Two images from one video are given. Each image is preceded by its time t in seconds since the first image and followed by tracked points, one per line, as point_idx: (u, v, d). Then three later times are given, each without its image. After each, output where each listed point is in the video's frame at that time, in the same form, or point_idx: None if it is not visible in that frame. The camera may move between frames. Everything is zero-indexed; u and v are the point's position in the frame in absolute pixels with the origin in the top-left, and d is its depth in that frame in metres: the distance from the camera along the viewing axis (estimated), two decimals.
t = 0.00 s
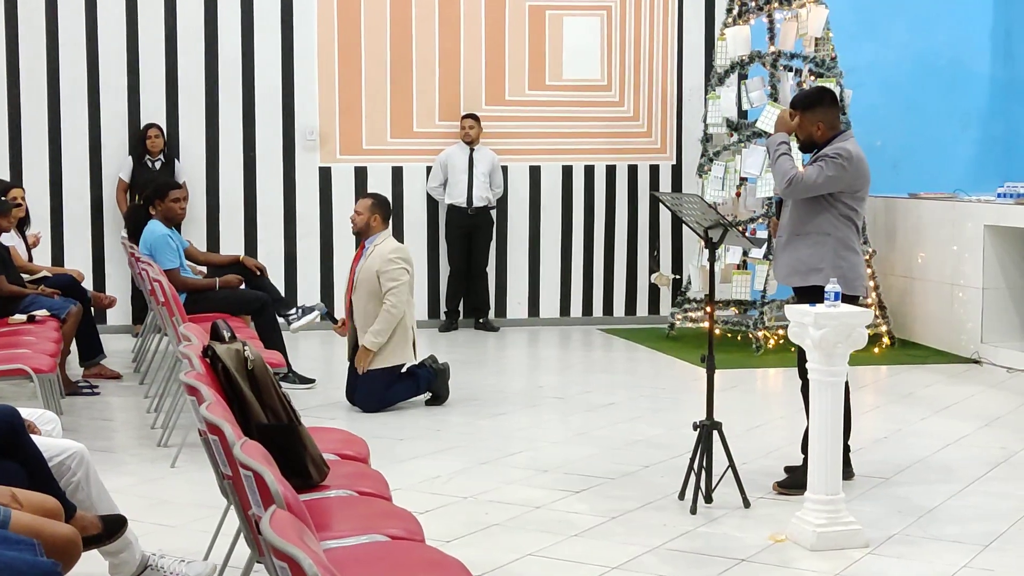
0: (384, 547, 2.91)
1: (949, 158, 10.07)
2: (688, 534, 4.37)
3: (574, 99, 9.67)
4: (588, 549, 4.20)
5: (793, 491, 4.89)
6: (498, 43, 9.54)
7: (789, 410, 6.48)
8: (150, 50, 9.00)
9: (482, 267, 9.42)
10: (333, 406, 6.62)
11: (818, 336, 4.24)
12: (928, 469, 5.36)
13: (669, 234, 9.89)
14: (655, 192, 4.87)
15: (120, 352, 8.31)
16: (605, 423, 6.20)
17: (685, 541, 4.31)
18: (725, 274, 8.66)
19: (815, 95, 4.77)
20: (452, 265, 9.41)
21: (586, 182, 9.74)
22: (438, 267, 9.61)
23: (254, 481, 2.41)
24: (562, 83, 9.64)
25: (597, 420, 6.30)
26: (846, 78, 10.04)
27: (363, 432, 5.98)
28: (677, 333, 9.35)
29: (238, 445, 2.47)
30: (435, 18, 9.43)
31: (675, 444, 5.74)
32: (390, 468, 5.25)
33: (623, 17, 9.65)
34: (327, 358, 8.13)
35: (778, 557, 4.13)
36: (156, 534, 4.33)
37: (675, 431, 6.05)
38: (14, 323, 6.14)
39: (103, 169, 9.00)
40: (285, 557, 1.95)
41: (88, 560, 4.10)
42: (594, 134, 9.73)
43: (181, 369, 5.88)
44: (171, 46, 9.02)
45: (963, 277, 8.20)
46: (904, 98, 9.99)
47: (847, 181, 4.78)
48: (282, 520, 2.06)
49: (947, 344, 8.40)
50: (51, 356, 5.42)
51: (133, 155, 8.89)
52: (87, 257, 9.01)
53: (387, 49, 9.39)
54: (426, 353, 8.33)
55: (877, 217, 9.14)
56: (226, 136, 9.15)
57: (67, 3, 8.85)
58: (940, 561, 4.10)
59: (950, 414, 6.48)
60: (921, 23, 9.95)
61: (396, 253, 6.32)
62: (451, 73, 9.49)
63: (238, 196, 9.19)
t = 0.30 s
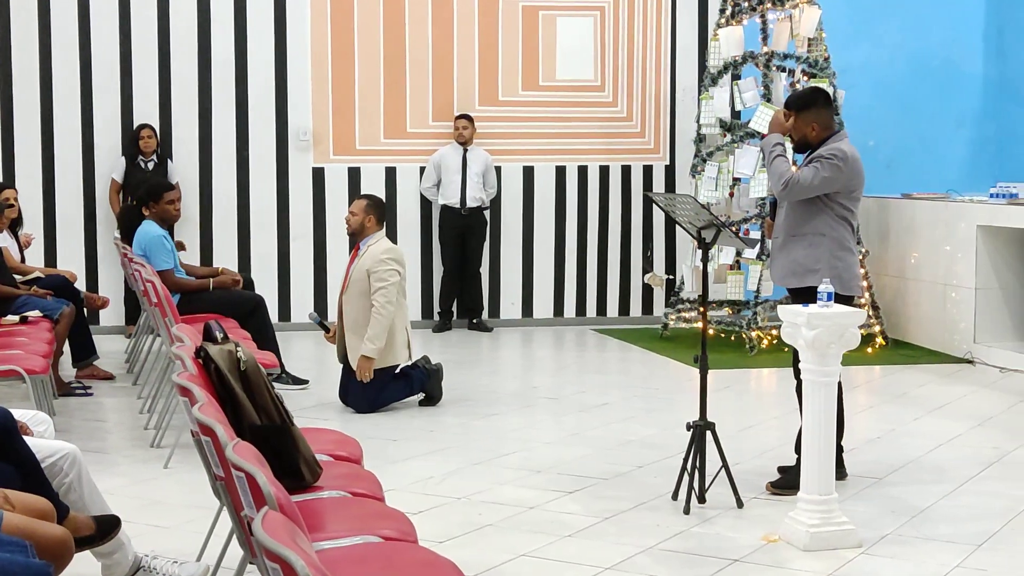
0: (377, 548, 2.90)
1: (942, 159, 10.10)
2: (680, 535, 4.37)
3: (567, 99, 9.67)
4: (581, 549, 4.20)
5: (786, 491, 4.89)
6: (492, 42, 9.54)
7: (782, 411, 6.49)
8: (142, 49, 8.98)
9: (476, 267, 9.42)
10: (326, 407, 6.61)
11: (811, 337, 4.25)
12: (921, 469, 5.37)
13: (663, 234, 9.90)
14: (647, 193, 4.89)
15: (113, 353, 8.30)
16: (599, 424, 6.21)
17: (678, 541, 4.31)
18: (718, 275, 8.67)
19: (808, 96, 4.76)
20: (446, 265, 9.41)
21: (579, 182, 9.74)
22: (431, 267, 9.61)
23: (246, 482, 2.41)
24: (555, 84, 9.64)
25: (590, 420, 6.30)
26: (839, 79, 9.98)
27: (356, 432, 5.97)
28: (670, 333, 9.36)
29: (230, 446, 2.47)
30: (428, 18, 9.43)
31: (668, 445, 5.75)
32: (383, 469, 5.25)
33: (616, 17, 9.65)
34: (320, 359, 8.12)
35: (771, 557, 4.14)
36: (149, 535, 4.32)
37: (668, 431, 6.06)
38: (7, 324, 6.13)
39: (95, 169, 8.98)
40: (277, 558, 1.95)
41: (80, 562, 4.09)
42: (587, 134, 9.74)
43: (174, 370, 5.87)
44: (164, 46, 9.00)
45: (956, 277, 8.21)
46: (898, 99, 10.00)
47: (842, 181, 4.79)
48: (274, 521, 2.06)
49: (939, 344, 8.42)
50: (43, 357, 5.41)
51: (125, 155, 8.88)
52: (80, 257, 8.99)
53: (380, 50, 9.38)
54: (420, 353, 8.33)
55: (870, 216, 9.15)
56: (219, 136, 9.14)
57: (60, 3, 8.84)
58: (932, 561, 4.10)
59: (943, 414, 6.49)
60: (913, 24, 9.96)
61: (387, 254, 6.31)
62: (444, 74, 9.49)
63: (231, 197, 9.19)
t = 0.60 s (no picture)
0: (373, 549, 2.90)
1: (939, 160, 10.10)
2: (677, 536, 4.37)
3: (565, 100, 9.68)
4: (578, 551, 4.20)
5: (782, 493, 4.89)
6: (489, 43, 9.53)
7: (779, 412, 6.49)
8: (139, 50, 8.98)
9: (473, 268, 9.42)
10: (323, 408, 6.60)
11: (808, 337, 4.25)
12: (918, 470, 5.37)
13: (660, 235, 9.90)
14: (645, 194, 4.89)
15: (110, 353, 8.29)
16: (596, 425, 6.20)
17: (675, 542, 4.31)
18: (715, 276, 8.67)
19: (807, 97, 4.76)
20: (443, 266, 9.40)
21: (576, 183, 9.75)
22: (429, 268, 9.60)
23: (242, 483, 2.41)
24: (552, 85, 9.64)
25: (587, 421, 6.30)
26: (836, 79, 9.97)
27: (354, 433, 5.97)
28: (668, 334, 9.36)
29: (227, 447, 2.47)
30: (425, 19, 9.43)
31: (665, 446, 5.74)
32: (380, 470, 5.25)
33: (613, 18, 9.65)
34: (318, 360, 8.11)
35: (768, 558, 4.14)
36: (145, 536, 4.31)
37: (665, 432, 6.06)
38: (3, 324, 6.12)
39: (92, 169, 8.97)
40: (273, 559, 1.94)
41: (76, 563, 4.09)
42: (585, 135, 9.73)
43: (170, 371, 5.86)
44: (161, 46, 9.00)
45: (953, 278, 8.22)
46: (895, 99, 10.00)
47: (841, 182, 4.79)
48: (270, 522, 2.05)
49: (937, 345, 8.42)
50: (40, 357, 5.40)
51: (121, 156, 8.86)
52: (77, 258, 8.98)
53: (377, 51, 9.38)
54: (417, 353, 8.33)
55: (867, 217, 9.16)
56: (216, 137, 9.13)
57: (56, 3, 8.83)
58: (928, 562, 4.10)
59: (940, 415, 6.49)
60: (911, 24, 9.96)
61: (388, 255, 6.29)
62: (442, 74, 9.49)
63: (228, 197, 9.18)
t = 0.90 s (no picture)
0: (376, 551, 2.90)
1: (942, 162, 10.09)
2: (680, 537, 4.37)
3: (567, 101, 9.68)
4: (580, 552, 4.20)
5: (785, 494, 4.89)
6: (492, 43, 9.54)
7: (781, 413, 6.48)
8: (142, 51, 8.98)
9: (475, 270, 9.41)
10: (326, 409, 6.61)
11: (811, 339, 4.25)
12: (920, 472, 5.37)
13: (662, 237, 9.89)
14: (647, 196, 4.90)
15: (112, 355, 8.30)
16: (598, 426, 6.20)
17: (677, 544, 4.31)
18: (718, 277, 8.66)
19: (811, 99, 4.77)
20: (445, 267, 9.40)
21: (579, 184, 9.75)
22: (431, 270, 9.60)
23: (245, 484, 2.40)
24: (555, 86, 9.65)
25: (589, 422, 6.30)
26: (837, 81, 10.01)
27: (356, 434, 5.97)
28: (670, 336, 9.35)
29: (229, 448, 2.47)
30: (428, 20, 9.43)
31: (667, 447, 5.74)
32: (382, 471, 5.25)
33: (616, 20, 9.66)
34: (320, 362, 8.11)
35: (770, 560, 4.14)
36: (147, 537, 4.32)
37: (667, 433, 6.05)
38: (6, 326, 6.13)
39: (95, 171, 8.98)
40: (276, 560, 1.94)
41: (78, 563, 4.09)
42: (587, 137, 9.73)
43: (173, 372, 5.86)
44: (164, 47, 9.01)
45: (955, 280, 8.21)
46: (898, 102, 10.00)
47: (846, 185, 4.79)
48: (273, 523, 2.05)
49: (939, 347, 8.41)
50: (42, 358, 5.40)
51: (123, 158, 8.87)
52: (80, 259, 8.99)
53: (380, 52, 9.38)
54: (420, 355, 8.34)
55: (870, 218, 9.15)
56: (219, 138, 9.14)
57: (59, 4, 8.84)
58: (931, 564, 4.10)
59: (942, 417, 6.49)
60: (914, 26, 9.96)
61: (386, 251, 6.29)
62: (444, 76, 9.49)
63: (231, 198, 9.19)
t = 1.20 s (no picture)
0: (383, 551, 2.91)
1: (949, 163, 10.08)
2: (687, 538, 4.37)
3: (575, 102, 9.67)
4: (587, 553, 4.20)
5: (792, 495, 4.88)
6: (499, 44, 9.54)
7: (788, 415, 6.48)
8: (150, 51, 9.00)
9: (482, 271, 9.41)
10: (333, 409, 6.61)
11: (819, 340, 4.24)
12: (928, 473, 5.36)
13: (669, 238, 9.89)
14: (654, 197, 4.89)
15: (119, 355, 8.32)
16: (605, 427, 6.20)
17: (684, 545, 4.31)
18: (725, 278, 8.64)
19: (818, 101, 4.76)
20: (452, 268, 9.40)
21: (586, 185, 9.74)
22: (438, 271, 9.61)
23: (253, 484, 2.41)
24: (563, 87, 9.64)
25: (596, 423, 6.29)
26: (845, 82, 9.99)
27: (363, 435, 5.97)
28: (677, 337, 9.35)
29: (237, 448, 2.47)
30: (435, 21, 9.44)
31: (674, 449, 5.74)
32: (389, 472, 5.25)
33: (623, 21, 9.65)
34: (327, 362, 8.11)
35: (777, 561, 4.13)
36: (155, 536, 4.32)
37: (674, 434, 6.05)
38: (14, 326, 6.14)
39: (102, 171, 9.00)
40: (284, 560, 1.95)
41: (86, 563, 4.10)
42: (594, 138, 9.73)
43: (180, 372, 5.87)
44: (172, 47, 9.02)
45: (962, 281, 8.20)
46: (905, 103, 9.98)
47: (854, 186, 4.79)
48: (281, 523, 2.05)
49: (946, 349, 8.40)
50: (50, 359, 5.41)
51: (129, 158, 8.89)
52: (87, 260, 9.01)
53: (388, 52, 9.39)
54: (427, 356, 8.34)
55: (877, 219, 9.14)
56: (227, 138, 9.15)
57: (67, 4, 8.86)
58: (938, 566, 4.09)
59: (950, 419, 6.48)
60: (920, 28, 9.94)
61: (394, 258, 6.29)
62: (452, 76, 9.50)
63: (238, 199, 9.20)
